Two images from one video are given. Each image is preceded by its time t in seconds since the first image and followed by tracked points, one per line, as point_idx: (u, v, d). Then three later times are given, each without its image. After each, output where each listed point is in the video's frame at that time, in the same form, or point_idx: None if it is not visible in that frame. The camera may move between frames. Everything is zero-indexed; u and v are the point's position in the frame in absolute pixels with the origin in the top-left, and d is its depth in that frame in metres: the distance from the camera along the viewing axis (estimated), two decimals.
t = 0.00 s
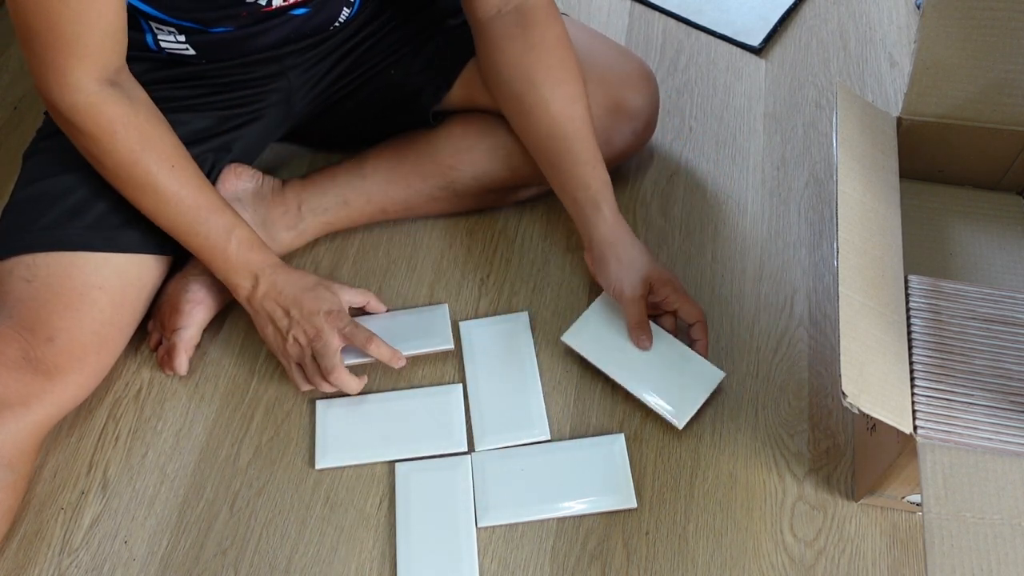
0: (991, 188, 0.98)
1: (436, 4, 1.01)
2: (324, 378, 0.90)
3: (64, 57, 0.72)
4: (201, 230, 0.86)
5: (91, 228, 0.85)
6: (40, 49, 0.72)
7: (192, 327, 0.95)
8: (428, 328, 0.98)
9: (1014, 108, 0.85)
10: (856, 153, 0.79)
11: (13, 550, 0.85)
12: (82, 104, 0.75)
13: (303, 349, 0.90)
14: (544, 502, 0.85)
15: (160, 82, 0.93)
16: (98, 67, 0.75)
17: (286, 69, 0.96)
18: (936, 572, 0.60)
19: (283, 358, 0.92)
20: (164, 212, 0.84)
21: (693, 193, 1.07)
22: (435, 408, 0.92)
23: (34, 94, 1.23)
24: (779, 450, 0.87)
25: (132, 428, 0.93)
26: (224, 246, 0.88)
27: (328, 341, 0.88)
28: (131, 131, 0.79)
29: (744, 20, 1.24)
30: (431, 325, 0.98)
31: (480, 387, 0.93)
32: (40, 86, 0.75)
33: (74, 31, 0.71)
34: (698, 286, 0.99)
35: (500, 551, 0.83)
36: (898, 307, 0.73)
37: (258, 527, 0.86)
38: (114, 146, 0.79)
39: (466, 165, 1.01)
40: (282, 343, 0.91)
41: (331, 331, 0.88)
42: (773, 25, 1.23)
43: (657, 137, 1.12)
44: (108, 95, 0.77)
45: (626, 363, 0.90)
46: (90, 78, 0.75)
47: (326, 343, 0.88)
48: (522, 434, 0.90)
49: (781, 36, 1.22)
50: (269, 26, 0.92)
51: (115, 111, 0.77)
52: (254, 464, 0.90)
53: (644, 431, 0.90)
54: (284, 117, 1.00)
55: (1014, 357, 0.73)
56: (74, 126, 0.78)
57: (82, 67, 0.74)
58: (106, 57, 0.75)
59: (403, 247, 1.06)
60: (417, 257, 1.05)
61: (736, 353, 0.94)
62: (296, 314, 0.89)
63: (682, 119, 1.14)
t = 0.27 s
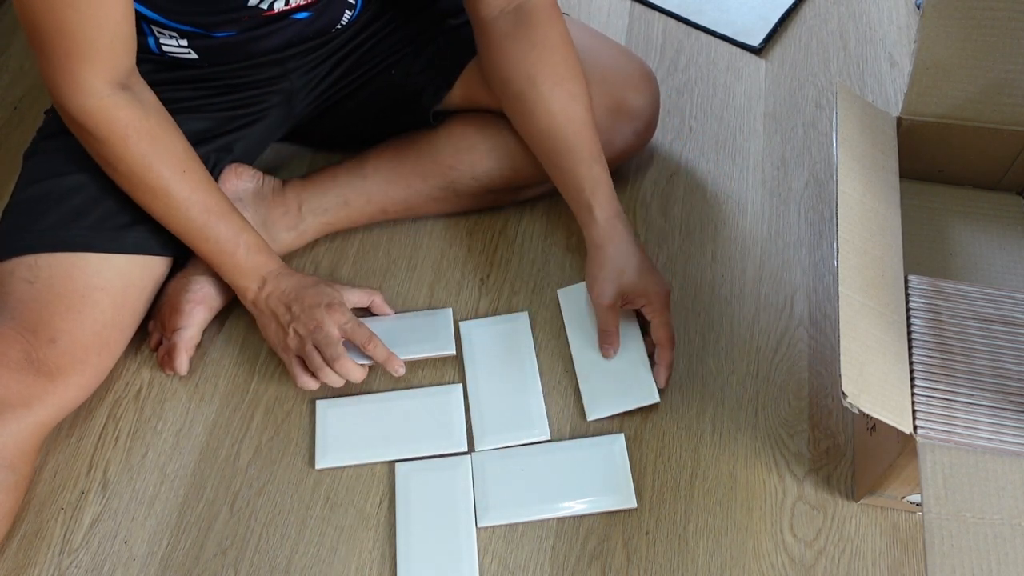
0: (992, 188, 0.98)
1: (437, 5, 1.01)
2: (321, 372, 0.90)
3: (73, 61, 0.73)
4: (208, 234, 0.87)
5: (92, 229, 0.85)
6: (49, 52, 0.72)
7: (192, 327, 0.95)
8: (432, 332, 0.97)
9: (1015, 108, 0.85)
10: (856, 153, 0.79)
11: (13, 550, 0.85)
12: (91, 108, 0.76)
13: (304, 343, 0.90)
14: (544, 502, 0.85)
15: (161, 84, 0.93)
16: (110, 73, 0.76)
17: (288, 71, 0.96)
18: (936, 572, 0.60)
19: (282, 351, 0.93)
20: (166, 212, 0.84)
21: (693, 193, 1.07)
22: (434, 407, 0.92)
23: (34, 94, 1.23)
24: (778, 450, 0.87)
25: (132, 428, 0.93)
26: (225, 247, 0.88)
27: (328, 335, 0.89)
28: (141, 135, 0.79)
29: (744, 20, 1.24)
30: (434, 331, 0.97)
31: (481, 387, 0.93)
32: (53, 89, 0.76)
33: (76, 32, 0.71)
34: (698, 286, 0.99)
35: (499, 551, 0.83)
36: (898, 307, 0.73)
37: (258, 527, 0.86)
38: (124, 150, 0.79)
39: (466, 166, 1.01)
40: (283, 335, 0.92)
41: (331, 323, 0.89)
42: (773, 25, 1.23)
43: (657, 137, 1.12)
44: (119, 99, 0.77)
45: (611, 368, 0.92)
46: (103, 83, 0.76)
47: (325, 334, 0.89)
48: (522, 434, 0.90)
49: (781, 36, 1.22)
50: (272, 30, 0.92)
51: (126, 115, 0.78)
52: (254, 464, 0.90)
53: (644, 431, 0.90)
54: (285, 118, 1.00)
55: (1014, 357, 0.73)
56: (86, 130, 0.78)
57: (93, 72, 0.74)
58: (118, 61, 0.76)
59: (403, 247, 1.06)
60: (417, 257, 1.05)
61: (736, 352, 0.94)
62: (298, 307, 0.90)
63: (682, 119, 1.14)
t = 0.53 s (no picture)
0: (991, 188, 0.98)
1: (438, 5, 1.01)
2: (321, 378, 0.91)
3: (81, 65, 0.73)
4: (211, 234, 0.87)
5: (93, 230, 0.85)
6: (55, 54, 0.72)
7: (192, 327, 0.95)
8: (433, 341, 0.97)
9: (1015, 108, 0.85)
10: (856, 153, 0.79)
11: (13, 550, 0.85)
12: (100, 113, 0.76)
13: (306, 347, 0.91)
14: (544, 502, 0.85)
15: (163, 83, 0.94)
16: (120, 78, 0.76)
17: (289, 70, 0.96)
18: (936, 572, 0.60)
19: (283, 355, 0.93)
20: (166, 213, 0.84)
21: (693, 193, 1.07)
22: (434, 407, 0.92)
23: (34, 94, 1.23)
24: (778, 450, 0.87)
25: (132, 428, 0.93)
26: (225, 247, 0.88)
27: (332, 341, 0.90)
28: (149, 139, 0.80)
29: (744, 20, 1.24)
30: (438, 341, 0.97)
31: (480, 386, 0.93)
32: (61, 92, 0.76)
33: (77, 33, 0.70)
34: (698, 286, 0.99)
35: (500, 551, 0.83)
36: (898, 307, 0.73)
37: (258, 526, 0.86)
38: (131, 153, 0.80)
39: (466, 166, 1.01)
40: (286, 339, 0.92)
41: (336, 330, 0.90)
42: (773, 25, 1.23)
43: (657, 137, 1.12)
44: (128, 105, 0.78)
45: (591, 375, 0.92)
46: (112, 88, 0.76)
47: (329, 339, 0.90)
48: (522, 435, 0.90)
49: (781, 36, 1.22)
50: (273, 29, 0.92)
51: (135, 119, 0.78)
52: (254, 464, 0.90)
53: (644, 431, 0.90)
54: (285, 118, 1.00)
55: (1014, 357, 0.73)
56: (92, 133, 0.79)
57: (103, 78, 0.75)
58: (127, 66, 0.76)
59: (403, 247, 1.06)
60: (417, 257, 1.05)
61: (736, 352, 0.94)
62: (302, 312, 0.91)
63: (682, 119, 1.14)
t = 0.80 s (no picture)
0: (991, 188, 0.98)
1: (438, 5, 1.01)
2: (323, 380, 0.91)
3: (84, 63, 0.73)
4: (212, 235, 0.87)
5: (93, 230, 0.85)
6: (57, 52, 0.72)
7: (192, 327, 0.95)
8: (432, 344, 0.97)
9: (1015, 108, 0.85)
10: (856, 153, 0.79)
11: (13, 551, 0.85)
12: (104, 113, 0.77)
13: (306, 345, 0.91)
14: (544, 502, 0.85)
15: (163, 83, 0.94)
16: (122, 77, 0.76)
17: (289, 71, 0.96)
18: (936, 572, 0.60)
19: (281, 352, 0.93)
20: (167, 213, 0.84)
21: (693, 193, 1.07)
22: (434, 407, 0.92)
23: (34, 94, 1.23)
24: (778, 450, 0.87)
25: (133, 428, 0.93)
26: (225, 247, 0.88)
27: (333, 341, 0.90)
28: (153, 139, 0.80)
29: (744, 20, 1.24)
30: (439, 343, 0.97)
31: (478, 385, 0.94)
32: (65, 92, 0.76)
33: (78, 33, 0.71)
34: (697, 286, 0.99)
35: (500, 551, 0.83)
36: (898, 307, 0.73)
37: (258, 526, 0.86)
38: (135, 153, 0.80)
39: (465, 166, 1.01)
40: (286, 338, 0.92)
41: (337, 330, 0.91)
42: (773, 25, 1.23)
43: (657, 137, 1.12)
44: (131, 104, 0.78)
45: (589, 375, 0.93)
46: (116, 87, 0.76)
47: (330, 339, 0.90)
48: (521, 434, 0.90)
49: (781, 36, 1.22)
50: (274, 29, 0.92)
51: (138, 118, 0.79)
52: (254, 464, 0.90)
53: (644, 430, 0.90)
54: (286, 118, 1.00)
55: (1014, 357, 0.73)
56: (96, 133, 0.79)
57: (107, 76, 0.75)
58: (130, 65, 0.76)
59: (403, 247, 1.06)
60: (417, 257, 1.05)
61: (736, 352, 0.94)
62: (303, 312, 0.91)
63: (682, 119, 1.14)
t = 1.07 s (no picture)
0: (991, 188, 0.98)
1: (439, 5, 1.02)
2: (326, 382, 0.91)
3: (85, 65, 0.73)
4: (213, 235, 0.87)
5: (94, 230, 0.85)
6: (59, 55, 0.72)
7: (192, 327, 0.95)
8: (434, 348, 0.96)
9: (1015, 108, 0.85)
10: (856, 153, 0.79)
11: (13, 551, 0.85)
12: (107, 114, 0.77)
13: (310, 348, 0.91)
14: (543, 502, 0.85)
15: (164, 84, 0.94)
16: (124, 80, 0.76)
17: (290, 71, 0.96)
18: (936, 572, 0.60)
19: (283, 353, 0.93)
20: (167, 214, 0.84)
21: (693, 193, 1.07)
22: (434, 408, 0.92)
23: (34, 94, 1.23)
24: (778, 450, 0.87)
25: (133, 428, 0.93)
26: (226, 248, 0.88)
27: (336, 342, 0.90)
28: (156, 140, 0.80)
29: (744, 20, 1.24)
30: (439, 344, 0.97)
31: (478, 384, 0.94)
32: (68, 94, 0.75)
33: (79, 33, 0.70)
34: (697, 286, 0.99)
35: (500, 551, 0.84)
36: (898, 307, 0.73)
37: (258, 526, 0.86)
38: (137, 155, 0.80)
39: (466, 167, 1.01)
40: (288, 340, 0.92)
41: (339, 332, 0.90)
42: (773, 25, 1.23)
43: (657, 137, 1.12)
44: (134, 107, 0.78)
45: (589, 375, 0.93)
46: (119, 89, 0.76)
47: (334, 339, 0.90)
48: (521, 434, 0.90)
49: (781, 36, 1.22)
50: (276, 30, 0.92)
51: (141, 120, 0.79)
52: (254, 464, 0.90)
53: (644, 430, 0.90)
54: (286, 118, 1.00)
55: (1014, 357, 0.73)
56: (99, 134, 0.79)
57: (110, 78, 0.75)
58: (134, 68, 0.76)
59: (403, 248, 1.06)
60: (417, 257, 1.05)
61: (736, 352, 0.94)
62: (304, 314, 0.91)
63: (682, 119, 1.14)
